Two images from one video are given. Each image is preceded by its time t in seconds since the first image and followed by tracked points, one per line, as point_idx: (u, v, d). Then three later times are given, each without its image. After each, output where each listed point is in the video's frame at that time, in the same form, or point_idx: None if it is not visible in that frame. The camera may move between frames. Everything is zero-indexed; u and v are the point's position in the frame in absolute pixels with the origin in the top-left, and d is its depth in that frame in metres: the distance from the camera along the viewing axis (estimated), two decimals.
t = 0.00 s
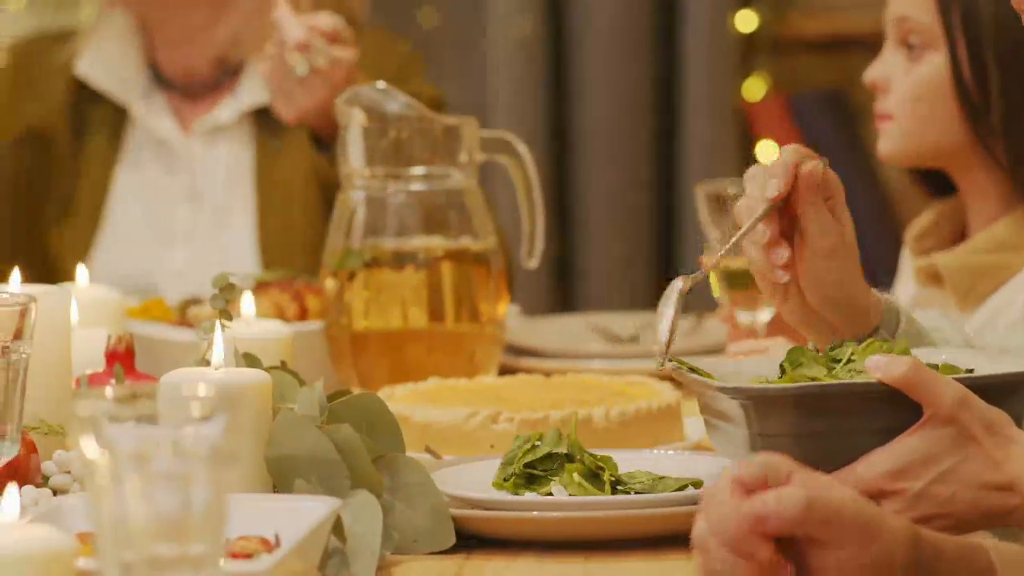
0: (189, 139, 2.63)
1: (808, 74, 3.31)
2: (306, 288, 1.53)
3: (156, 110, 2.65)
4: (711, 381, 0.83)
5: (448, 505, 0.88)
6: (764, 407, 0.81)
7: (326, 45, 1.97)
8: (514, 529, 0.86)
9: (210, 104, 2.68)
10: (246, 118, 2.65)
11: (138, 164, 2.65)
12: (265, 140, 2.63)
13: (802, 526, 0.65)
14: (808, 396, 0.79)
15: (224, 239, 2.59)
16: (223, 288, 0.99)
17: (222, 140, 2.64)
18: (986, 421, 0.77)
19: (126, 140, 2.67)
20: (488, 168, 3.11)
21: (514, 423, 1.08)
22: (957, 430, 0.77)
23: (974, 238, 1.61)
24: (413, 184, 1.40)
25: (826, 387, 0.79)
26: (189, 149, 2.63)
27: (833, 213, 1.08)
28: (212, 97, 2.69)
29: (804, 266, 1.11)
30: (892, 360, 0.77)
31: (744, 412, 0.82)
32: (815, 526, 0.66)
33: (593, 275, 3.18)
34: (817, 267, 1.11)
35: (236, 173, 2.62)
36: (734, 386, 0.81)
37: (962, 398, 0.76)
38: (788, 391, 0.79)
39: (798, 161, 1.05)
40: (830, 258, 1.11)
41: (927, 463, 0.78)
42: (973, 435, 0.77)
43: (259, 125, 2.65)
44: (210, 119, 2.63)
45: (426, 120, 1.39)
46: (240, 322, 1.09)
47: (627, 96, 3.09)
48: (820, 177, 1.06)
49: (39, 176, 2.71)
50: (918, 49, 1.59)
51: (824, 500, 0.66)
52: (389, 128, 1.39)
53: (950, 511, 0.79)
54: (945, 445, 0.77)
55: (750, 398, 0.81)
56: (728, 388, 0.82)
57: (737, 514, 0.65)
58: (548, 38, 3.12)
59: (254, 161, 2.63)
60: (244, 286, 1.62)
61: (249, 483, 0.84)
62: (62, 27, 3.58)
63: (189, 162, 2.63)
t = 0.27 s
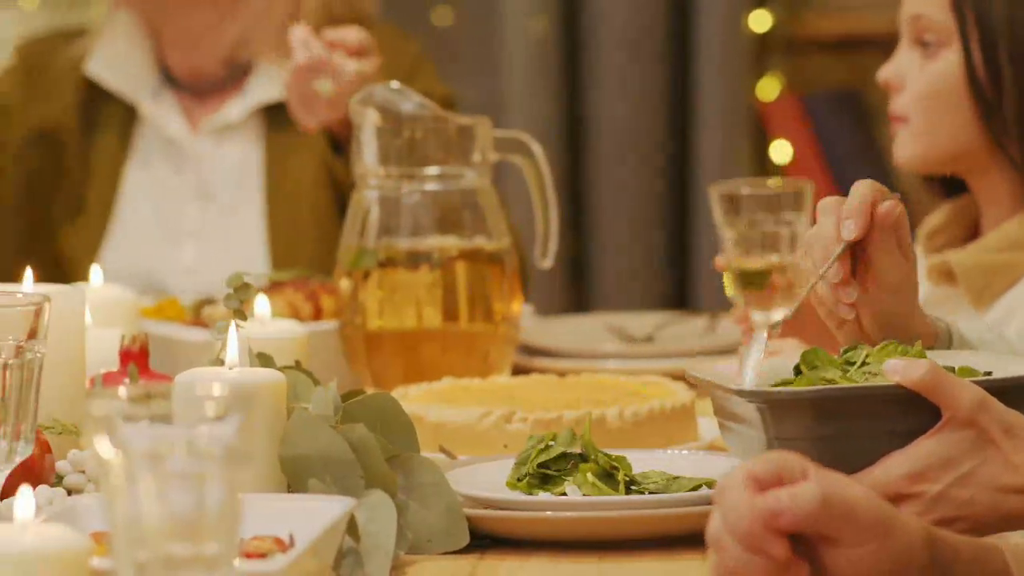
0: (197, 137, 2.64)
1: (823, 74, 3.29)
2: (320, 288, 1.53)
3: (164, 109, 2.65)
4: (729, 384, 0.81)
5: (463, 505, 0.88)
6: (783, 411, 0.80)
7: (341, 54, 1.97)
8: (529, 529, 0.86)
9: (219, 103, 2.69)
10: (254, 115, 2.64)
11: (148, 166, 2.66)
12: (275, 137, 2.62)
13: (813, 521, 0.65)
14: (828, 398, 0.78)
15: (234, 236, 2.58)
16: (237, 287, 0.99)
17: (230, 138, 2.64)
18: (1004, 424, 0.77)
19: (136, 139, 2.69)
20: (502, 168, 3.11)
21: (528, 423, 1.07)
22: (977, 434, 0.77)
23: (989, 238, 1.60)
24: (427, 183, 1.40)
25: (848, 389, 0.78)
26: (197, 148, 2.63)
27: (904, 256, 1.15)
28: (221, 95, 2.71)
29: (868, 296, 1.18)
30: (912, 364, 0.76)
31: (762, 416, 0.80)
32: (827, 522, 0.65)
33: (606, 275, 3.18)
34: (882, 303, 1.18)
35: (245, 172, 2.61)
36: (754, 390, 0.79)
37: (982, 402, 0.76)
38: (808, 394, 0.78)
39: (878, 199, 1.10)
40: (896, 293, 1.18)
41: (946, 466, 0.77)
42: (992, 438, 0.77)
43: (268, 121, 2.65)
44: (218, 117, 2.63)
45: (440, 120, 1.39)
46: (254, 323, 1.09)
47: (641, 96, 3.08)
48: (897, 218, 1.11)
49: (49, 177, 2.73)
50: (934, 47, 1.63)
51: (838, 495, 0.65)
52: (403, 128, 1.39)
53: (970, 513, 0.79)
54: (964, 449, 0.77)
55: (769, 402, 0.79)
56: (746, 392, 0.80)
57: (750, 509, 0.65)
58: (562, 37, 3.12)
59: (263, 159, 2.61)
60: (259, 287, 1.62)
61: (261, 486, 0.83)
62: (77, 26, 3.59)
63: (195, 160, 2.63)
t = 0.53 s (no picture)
0: (197, 136, 2.65)
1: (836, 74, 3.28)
2: (331, 288, 1.53)
3: (163, 110, 2.65)
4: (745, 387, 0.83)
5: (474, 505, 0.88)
6: (798, 412, 0.81)
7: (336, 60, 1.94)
8: (541, 529, 0.85)
9: (220, 102, 2.69)
10: (256, 112, 2.66)
11: (148, 167, 2.65)
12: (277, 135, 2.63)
13: (825, 520, 0.65)
14: (843, 399, 0.79)
15: (241, 234, 2.59)
16: (248, 287, 0.99)
17: (231, 138, 2.65)
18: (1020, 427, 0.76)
19: (137, 143, 2.67)
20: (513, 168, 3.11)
21: (539, 423, 1.07)
22: (993, 437, 0.76)
23: (1001, 237, 1.60)
24: (438, 183, 1.40)
25: (863, 391, 0.79)
26: (197, 148, 2.63)
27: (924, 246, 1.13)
28: (222, 96, 2.70)
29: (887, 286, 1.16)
30: (926, 365, 0.77)
31: (778, 418, 0.81)
32: (838, 521, 0.65)
33: (618, 276, 3.18)
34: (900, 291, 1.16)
35: (246, 172, 2.62)
36: (768, 391, 0.81)
37: (995, 404, 0.76)
38: (823, 394, 0.79)
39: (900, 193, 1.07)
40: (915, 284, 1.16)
41: (961, 468, 0.77)
42: (1008, 441, 0.76)
43: (270, 120, 2.66)
44: (218, 118, 2.64)
45: (451, 120, 1.39)
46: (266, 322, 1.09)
47: (652, 96, 3.08)
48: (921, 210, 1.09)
49: (50, 175, 2.69)
50: (942, 46, 1.63)
51: (851, 495, 0.65)
52: (414, 128, 1.39)
53: (983, 516, 0.78)
54: (979, 451, 0.76)
55: (784, 402, 0.80)
56: (761, 392, 0.81)
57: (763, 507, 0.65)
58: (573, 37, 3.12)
59: (264, 159, 2.62)
60: (268, 286, 1.62)
61: (271, 486, 0.83)
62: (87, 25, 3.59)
63: (196, 160, 2.63)
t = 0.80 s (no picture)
0: (204, 139, 2.64)
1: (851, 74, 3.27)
2: (344, 287, 1.53)
3: (169, 114, 2.64)
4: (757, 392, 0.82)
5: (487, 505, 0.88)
6: (809, 418, 0.80)
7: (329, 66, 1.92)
8: (554, 529, 0.85)
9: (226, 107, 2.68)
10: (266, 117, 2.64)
11: (156, 173, 2.65)
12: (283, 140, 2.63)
13: (840, 518, 0.65)
14: (853, 404, 0.78)
15: (253, 240, 2.59)
16: (261, 286, 1.00)
17: (239, 143, 2.64)
18: None
19: (145, 148, 2.66)
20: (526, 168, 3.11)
21: (552, 422, 1.07)
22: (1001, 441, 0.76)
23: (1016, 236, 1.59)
24: (451, 183, 1.40)
25: (874, 396, 0.78)
26: (203, 151, 2.62)
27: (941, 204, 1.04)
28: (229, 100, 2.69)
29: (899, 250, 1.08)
30: (936, 369, 0.76)
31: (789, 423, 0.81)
32: (854, 523, 0.65)
33: (630, 276, 3.17)
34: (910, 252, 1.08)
35: (253, 176, 2.62)
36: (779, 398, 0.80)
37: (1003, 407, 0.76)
38: (832, 400, 0.78)
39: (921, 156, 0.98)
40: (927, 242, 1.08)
41: (971, 470, 0.76)
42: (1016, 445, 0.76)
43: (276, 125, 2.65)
44: (225, 123, 2.63)
45: (463, 120, 1.39)
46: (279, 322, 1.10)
47: (664, 97, 3.08)
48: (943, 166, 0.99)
49: (60, 177, 2.69)
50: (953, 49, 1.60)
51: (867, 494, 0.65)
52: (427, 127, 1.39)
53: (993, 518, 0.78)
54: (987, 455, 0.76)
55: (794, 408, 0.80)
56: (770, 398, 0.81)
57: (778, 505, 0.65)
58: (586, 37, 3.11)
59: (271, 162, 2.62)
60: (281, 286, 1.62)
61: (285, 485, 0.83)
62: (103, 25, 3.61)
63: (204, 164, 2.62)
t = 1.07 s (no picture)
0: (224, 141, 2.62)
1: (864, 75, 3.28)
2: (358, 287, 1.53)
3: (190, 117, 2.63)
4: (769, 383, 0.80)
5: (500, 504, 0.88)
6: (825, 408, 0.79)
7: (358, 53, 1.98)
8: (567, 529, 0.85)
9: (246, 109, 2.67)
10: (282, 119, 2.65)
11: (175, 176, 2.63)
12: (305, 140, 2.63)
13: (854, 519, 0.64)
14: (868, 395, 0.78)
15: (267, 242, 2.60)
16: (275, 286, 1.00)
17: (259, 145, 2.63)
18: None
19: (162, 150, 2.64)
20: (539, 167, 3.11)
21: (566, 422, 1.07)
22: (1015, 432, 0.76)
23: None
24: (465, 183, 1.40)
25: (889, 387, 0.78)
26: (224, 152, 2.61)
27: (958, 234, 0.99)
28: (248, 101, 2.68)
29: (920, 276, 1.00)
30: (948, 361, 0.75)
31: (801, 414, 0.80)
32: (868, 523, 0.65)
33: (644, 276, 3.17)
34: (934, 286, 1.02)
35: (274, 178, 2.63)
36: (795, 388, 0.79)
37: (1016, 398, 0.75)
38: (852, 391, 0.78)
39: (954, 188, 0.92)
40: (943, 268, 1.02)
41: (983, 463, 0.76)
42: None
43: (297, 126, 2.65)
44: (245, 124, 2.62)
45: (477, 120, 1.39)
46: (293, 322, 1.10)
47: (677, 96, 3.07)
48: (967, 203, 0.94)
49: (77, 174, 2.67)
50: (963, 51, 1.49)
51: (880, 494, 0.65)
52: (441, 127, 1.40)
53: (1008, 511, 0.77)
54: (1001, 446, 0.76)
55: (809, 400, 0.78)
56: (784, 388, 0.79)
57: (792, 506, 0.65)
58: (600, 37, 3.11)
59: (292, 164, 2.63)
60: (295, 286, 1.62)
61: (297, 484, 0.83)
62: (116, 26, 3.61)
63: (223, 167, 2.61)
